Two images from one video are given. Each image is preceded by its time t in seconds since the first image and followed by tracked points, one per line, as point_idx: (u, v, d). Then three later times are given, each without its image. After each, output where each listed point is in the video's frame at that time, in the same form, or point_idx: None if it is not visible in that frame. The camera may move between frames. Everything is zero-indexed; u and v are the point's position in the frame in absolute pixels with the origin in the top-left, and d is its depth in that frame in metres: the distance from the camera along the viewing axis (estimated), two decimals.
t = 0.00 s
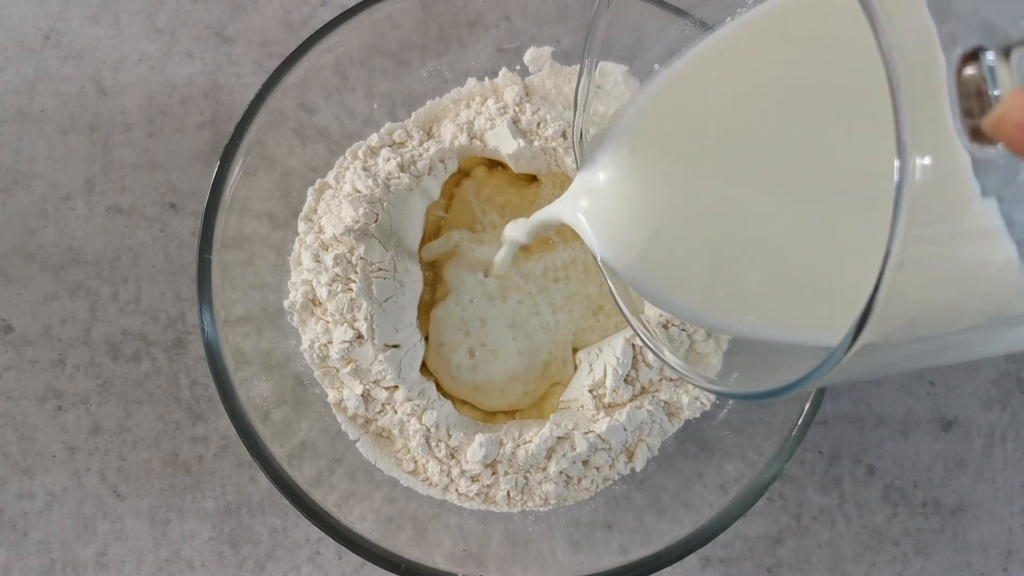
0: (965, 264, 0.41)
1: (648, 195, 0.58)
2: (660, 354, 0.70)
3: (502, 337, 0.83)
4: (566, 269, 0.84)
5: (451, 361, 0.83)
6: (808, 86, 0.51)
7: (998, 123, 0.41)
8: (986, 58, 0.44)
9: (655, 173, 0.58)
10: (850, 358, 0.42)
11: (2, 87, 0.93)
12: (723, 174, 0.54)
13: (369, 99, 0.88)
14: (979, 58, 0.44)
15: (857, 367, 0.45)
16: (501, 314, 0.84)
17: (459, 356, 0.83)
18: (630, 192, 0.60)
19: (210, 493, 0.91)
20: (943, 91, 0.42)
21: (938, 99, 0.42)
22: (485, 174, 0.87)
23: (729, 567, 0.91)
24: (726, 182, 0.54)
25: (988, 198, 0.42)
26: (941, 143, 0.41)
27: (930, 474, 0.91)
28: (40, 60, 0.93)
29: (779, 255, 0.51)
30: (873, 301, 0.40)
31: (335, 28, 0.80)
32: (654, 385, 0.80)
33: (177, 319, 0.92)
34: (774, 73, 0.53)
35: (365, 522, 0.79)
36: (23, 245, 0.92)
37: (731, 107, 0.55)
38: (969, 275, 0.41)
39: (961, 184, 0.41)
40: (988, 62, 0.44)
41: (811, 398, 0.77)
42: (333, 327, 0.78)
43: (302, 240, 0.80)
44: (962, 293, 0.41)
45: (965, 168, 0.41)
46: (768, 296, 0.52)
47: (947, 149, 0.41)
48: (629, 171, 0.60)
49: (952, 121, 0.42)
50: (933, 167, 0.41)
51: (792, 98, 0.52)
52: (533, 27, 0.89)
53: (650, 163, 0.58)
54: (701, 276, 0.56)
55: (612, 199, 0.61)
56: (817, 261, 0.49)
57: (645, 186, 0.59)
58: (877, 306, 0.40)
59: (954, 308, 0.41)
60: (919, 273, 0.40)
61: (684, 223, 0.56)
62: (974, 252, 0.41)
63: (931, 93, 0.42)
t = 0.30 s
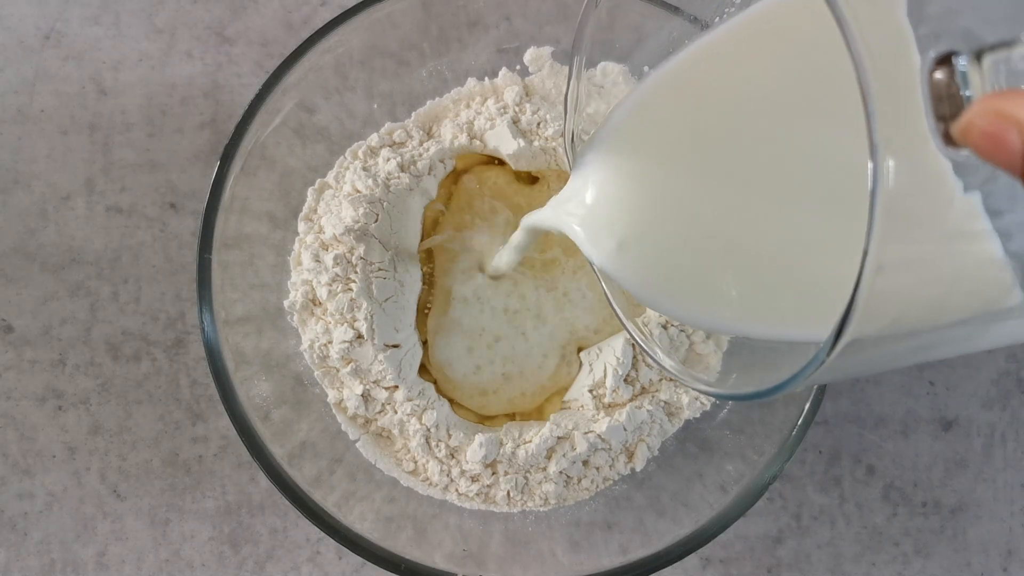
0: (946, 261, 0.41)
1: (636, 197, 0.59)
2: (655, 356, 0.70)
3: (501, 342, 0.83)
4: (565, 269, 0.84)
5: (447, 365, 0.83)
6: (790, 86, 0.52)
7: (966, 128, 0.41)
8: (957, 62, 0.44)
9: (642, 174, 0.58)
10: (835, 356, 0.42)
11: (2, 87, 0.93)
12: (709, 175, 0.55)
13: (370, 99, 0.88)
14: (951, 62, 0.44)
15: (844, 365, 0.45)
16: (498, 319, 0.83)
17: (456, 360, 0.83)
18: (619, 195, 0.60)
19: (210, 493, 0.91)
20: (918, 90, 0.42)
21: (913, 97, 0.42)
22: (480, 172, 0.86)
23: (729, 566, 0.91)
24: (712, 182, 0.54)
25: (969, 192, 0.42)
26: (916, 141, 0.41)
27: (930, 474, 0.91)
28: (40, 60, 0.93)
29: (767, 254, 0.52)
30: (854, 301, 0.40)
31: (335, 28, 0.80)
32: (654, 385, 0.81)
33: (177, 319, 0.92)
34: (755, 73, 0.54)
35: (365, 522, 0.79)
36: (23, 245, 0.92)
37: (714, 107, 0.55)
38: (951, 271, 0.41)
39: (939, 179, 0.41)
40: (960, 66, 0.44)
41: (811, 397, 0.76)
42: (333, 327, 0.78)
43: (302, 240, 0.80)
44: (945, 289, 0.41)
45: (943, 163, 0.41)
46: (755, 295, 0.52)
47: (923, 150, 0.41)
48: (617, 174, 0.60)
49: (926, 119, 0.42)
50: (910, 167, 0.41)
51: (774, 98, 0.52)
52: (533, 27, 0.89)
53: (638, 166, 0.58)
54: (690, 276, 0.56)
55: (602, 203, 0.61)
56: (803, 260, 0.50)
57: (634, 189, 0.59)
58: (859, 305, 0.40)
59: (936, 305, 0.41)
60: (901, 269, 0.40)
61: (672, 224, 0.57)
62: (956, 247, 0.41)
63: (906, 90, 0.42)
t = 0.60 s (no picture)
0: (937, 260, 0.41)
1: (630, 195, 0.59)
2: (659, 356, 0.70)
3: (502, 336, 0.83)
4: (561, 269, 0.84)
5: (449, 361, 0.83)
6: (780, 84, 0.52)
7: (945, 132, 0.40)
8: (938, 68, 0.43)
9: (635, 173, 0.58)
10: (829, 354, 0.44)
11: (3, 87, 0.93)
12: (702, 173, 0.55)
13: (369, 99, 0.89)
14: (932, 68, 0.43)
15: (839, 364, 0.46)
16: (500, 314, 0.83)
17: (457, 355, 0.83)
18: (616, 199, 0.60)
19: (210, 493, 0.91)
20: (903, 90, 0.42)
21: (897, 97, 0.42)
22: (480, 169, 0.86)
23: (729, 566, 0.91)
24: (705, 180, 0.54)
25: (961, 188, 0.42)
26: (902, 141, 0.42)
27: (930, 474, 0.91)
28: (40, 60, 0.93)
29: (760, 253, 0.52)
30: (844, 304, 0.41)
31: (335, 28, 0.80)
32: (655, 385, 0.81)
33: (177, 319, 0.92)
34: (747, 71, 0.54)
35: (365, 522, 0.79)
36: (23, 245, 0.92)
37: (706, 105, 0.55)
38: (942, 269, 0.41)
39: (928, 180, 0.41)
40: (941, 69, 0.43)
41: (811, 397, 0.76)
42: (333, 327, 0.78)
43: (302, 240, 0.80)
44: (937, 288, 0.41)
45: (931, 164, 0.42)
46: (750, 294, 0.53)
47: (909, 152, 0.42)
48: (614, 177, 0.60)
49: (910, 121, 0.42)
50: (895, 170, 0.41)
51: (765, 96, 0.52)
52: (533, 27, 0.89)
53: (633, 169, 0.58)
54: (685, 275, 0.56)
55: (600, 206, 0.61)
56: (796, 258, 0.50)
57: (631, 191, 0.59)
58: (849, 306, 0.41)
59: (928, 304, 0.42)
60: (889, 271, 0.40)
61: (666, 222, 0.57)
62: (949, 245, 0.41)
63: (890, 91, 0.42)
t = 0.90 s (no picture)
0: (930, 270, 0.41)
1: (632, 208, 0.60)
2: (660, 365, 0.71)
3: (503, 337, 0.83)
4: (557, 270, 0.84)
5: (450, 361, 0.83)
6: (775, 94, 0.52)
7: (933, 148, 0.39)
8: (927, 83, 0.42)
9: (636, 186, 0.59)
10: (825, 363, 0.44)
11: (2, 87, 0.93)
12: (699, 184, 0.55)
13: (369, 99, 0.89)
14: (921, 83, 0.42)
15: (836, 374, 0.46)
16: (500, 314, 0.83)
17: (459, 354, 0.83)
18: (618, 210, 0.61)
19: (210, 492, 0.91)
20: (892, 99, 0.41)
21: (887, 107, 0.41)
22: (481, 165, 0.86)
23: (728, 566, 0.91)
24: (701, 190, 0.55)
25: (957, 197, 0.41)
26: (892, 153, 0.40)
27: (930, 474, 0.91)
28: (40, 60, 0.93)
29: (757, 262, 0.52)
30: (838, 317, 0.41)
31: (336, 28, 0.80)
32: (654, 385, 0.81)
33: (177, 319, 0.92)
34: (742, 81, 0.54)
35: (365, 522, 0.79)
36: (23, 245, 0.92)
37: (703, 116, 0.56)
38: (937, 279, 0.41)
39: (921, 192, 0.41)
40: (930, 86, 0.42)
41: (810, 399, 0.76)
42: (333, 327, 0.78)
43: (302, 240, 0.80)
44: (931, 298, 0.42)
45: (926, 177, 0.41)
46: (748, 300, 0.53)
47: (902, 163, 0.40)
48: (616, 190, 0.61)
49: (901, 134, 0.40)
50: (887, 181, 0.40)
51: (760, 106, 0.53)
52: (533, 27, 0.89)
53: (634, 181, 0.60)
54: (684, 285, 0.57)
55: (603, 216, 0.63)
56: (792, 268, 0.50)
57: (631, 203, 0.60)
58: (843, 319, 0.41)
59: (922, 314, 0.42)
60: (884, 283, 0.40)
61: (667, 233, 0.58)
62: (943, 256, 0.41)
63: (879, 102, 0.41)
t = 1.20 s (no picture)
0: (925, 276, 0.41)
1: (627, 214, 0.60)
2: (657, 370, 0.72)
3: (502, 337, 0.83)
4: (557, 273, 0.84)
5: (449, 362, 0.82)
6: (765, 98, 0.52)
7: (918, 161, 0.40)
8: (917, 92, 0.41)
9: (629, 192, 0.60)
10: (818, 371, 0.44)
11: (2, 87, 0.93)
12: (690, 189, 0.55)
13: (369, 99, 0.89)
14: (911, 92, 0.41)
15: (834, 379, 0.46)
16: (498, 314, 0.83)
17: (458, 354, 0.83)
18: (615, 215, 0.61)
19: (210, 493, 0.91)
20: (881, 109, 0.41)
21: (876, 115, 0.41)
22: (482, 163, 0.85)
23: (728, 566, 0.91)
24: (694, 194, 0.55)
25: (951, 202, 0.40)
26: (882, 162, 0.40)
27: (930, 474, 0.91)
28: (40, 60, 0.93)
29: (750, 265, 0.52)
30: (830, 325, 0.42)
31: (336, 27, 0.80)
32: (655, 385, 0.81)
33: (177, 319, 0.92)
34: (733, 86, 0.54)
35: (365, 522, 0.79)
36: (23, 245, 0.92)
37: (693, 122, 0.56)
38: (931, 283, 0.41)
39: (914, 199, 0.40)
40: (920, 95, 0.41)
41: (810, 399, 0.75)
42: (333, 327, 0.78)
43: (302, 240, 0.80)
44: (926, 303, 0.42)
45: (918, 186, 0.40)
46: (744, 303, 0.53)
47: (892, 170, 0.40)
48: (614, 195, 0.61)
49: (890, 143, 0.40)
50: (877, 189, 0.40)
51: (751, 111, 0.52)
52: (533, 27, 0.89)
53: (630, 186, 0.60)
54: (682, 288, 0.57)
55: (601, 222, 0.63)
56: (786, 270, 0.49)
57: (628, 208, 0.60)
58: (837, 325, 0.41)
59: (917, 318, 0.42)
60: (875, 289, 0.41)
61: (661, 240, 0.58)
62: (937, 262, 0.41)
63: (868, 111, 0.41)
